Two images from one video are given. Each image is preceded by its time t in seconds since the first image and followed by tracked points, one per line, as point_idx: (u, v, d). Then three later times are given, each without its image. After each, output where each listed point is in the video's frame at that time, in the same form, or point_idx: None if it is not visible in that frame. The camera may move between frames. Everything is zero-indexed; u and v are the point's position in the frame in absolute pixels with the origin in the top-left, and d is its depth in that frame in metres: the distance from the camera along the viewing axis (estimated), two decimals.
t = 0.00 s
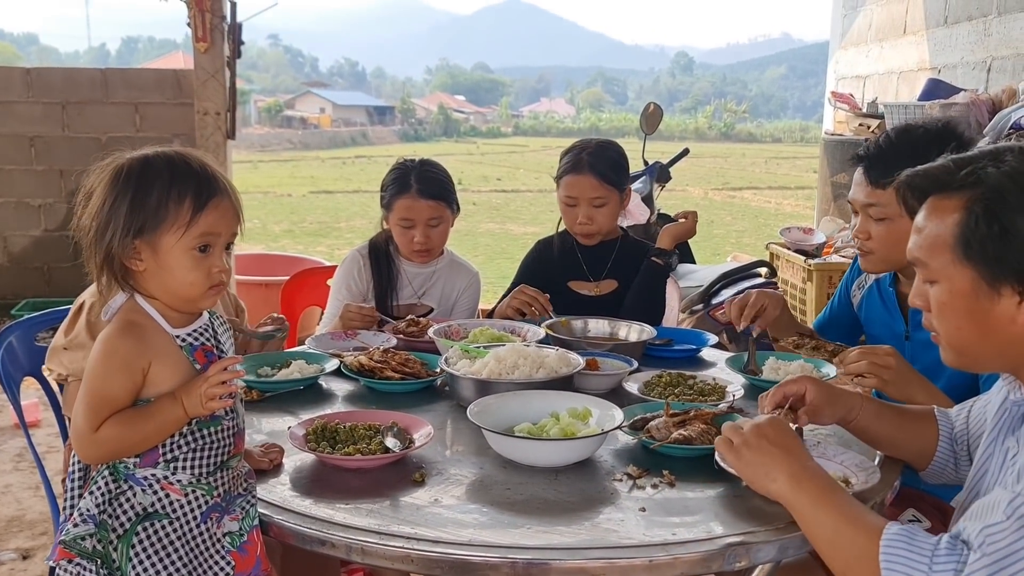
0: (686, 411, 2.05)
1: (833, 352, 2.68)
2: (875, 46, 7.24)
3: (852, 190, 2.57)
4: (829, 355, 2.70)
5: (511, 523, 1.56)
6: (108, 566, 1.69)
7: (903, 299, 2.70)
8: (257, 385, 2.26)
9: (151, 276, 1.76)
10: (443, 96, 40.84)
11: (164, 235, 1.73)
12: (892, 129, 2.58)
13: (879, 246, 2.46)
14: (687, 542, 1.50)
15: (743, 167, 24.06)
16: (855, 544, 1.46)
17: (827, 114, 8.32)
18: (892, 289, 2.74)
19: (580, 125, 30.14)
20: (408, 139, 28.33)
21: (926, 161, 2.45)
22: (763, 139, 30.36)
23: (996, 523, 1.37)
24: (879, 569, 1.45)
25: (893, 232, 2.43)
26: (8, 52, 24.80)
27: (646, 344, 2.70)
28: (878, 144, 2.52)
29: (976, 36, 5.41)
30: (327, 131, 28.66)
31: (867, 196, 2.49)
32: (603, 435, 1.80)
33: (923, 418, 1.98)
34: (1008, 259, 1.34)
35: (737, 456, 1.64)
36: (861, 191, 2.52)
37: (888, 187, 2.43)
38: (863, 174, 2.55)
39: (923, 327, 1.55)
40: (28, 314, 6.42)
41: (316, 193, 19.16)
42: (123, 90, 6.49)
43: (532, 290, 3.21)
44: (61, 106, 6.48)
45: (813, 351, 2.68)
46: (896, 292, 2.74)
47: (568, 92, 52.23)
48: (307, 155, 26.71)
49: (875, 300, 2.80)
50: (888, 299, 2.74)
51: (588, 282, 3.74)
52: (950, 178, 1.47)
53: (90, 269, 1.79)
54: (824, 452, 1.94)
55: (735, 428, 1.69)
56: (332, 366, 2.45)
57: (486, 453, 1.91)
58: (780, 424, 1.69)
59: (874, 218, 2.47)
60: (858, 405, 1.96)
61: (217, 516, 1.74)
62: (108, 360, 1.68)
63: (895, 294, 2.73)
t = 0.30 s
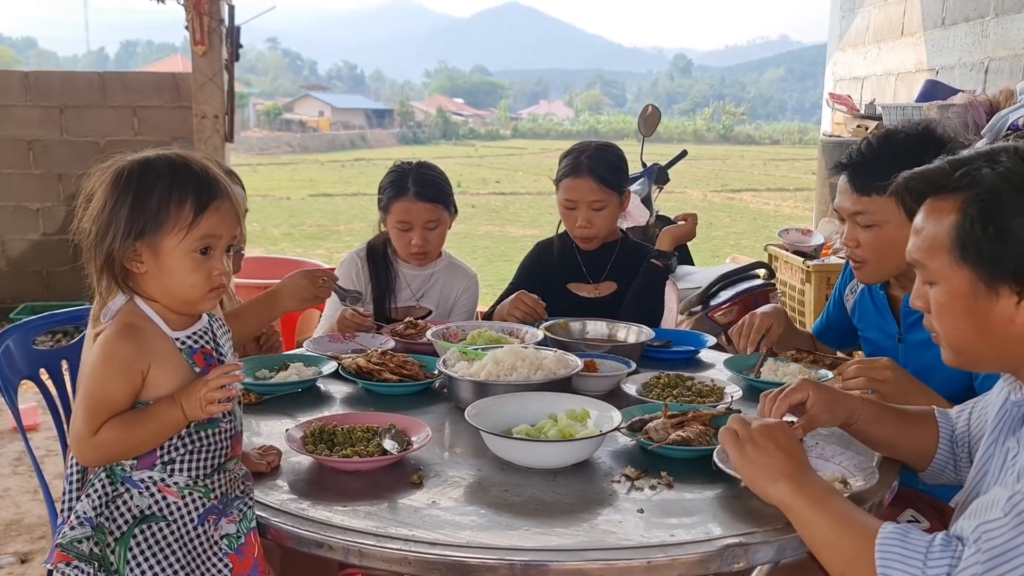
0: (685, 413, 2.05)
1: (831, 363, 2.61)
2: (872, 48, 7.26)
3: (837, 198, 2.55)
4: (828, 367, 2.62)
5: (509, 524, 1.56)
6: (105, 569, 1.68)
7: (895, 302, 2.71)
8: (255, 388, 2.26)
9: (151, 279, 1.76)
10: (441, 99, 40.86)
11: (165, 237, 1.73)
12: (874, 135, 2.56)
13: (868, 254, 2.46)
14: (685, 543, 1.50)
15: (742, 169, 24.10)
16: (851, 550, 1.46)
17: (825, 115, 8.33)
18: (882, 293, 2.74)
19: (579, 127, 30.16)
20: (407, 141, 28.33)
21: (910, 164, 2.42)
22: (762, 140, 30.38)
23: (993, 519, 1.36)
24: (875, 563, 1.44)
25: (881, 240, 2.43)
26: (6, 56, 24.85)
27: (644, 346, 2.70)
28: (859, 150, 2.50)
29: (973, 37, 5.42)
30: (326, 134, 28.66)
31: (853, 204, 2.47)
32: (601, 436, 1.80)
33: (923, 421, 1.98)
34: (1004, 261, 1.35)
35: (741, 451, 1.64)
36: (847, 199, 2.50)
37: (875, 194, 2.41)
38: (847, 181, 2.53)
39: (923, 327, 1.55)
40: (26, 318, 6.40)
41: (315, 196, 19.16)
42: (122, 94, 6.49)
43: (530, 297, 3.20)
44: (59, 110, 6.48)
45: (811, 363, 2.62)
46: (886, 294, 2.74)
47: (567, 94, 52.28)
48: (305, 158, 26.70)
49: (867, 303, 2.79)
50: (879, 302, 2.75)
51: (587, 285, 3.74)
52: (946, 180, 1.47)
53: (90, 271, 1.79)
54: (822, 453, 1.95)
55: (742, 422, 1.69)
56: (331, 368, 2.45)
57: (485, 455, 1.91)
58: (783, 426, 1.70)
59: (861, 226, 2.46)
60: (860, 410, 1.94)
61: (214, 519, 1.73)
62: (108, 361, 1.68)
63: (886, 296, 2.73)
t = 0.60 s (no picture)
0: (685, 417, 2.05)
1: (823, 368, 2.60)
2: (870, 53, 7.28)
3: (829, 207, 2.56)
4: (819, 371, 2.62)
5: (510, 529, 1.56)
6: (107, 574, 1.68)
7: (890, 307, 2.71)
8: (256, 394, 2.26)
9: (156, 285, 1.77)
10: (440, 104, 40.92)
11: (169, 243, 1.73)
12: (865, 141, 2.56)
13: (862, 260, 2.47)
14: (686, 548, 1.50)
15: (741, 173, 24.13)
16: (847, 555, 1.46)
17: (823, 119, 8.35)
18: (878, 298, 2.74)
19: (578, 132, 30.21)
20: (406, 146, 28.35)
21: (903, 170, 2.42)
22: (760, 145, 30.43)
23: (987, 524, 1.35)
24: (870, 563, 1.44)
25: (874, 248, 2.44)
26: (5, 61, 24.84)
27: (644, 351, 2.71)
28: (851, 158, 2.50)
29: (971, 41, 5.43)
30: (325, 140, 28.70)
31: (845, 212, 2.48)
32: (602, 441, 1.80)
33: (922, 426, 1.98)
34: (1006, 261, 1.35)
35: (736, 457, 1.63)
36: (839, 207, 2.50)
37: (868, 202, 2.41)
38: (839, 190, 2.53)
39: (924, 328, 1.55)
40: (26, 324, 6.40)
41: (314, 202, 19.17)
42: (121, 100, 6.49)
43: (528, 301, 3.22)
44: (58, 116, 6.49)
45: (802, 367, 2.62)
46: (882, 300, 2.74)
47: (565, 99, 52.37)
48: (304, 163, 26.72)
49: (865, 308, 2.79)
50: (875, 307, 2.75)
51: (587, 290, 3.77)
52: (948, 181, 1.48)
53: (95, 277, 1.79)
54: (822, 456, 1.96)
55: (738, 428, 1.68)
56: (331, 374, 2.45)
57: (486, 460, 1.91)
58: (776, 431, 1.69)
59: (854, 234, 2.47)
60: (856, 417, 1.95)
61: (217, 525, 1.74)
62: (112, 368, 1.68)
63: (882, 302, 2.73)
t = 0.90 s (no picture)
0: (688, 420, 2.06)
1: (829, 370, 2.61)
2: (869, 55, 7.30)
3: (829, 211, 2.57)
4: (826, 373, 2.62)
5: (515, 531, 1.57)
6: None
7: (890, 310, 2.72)
8: (261, 398, 2.27)
9: (163, 288, 1.78)
10: (439, 107, 40.94)
11: (177, 247, 1.74)
12: (864, 146, 2.57)
13: (863, 265, 2.48)
14: (690, 549, 1.51)
15: (741, 175, 24.16)
16: (849, 561, 1.47)
17: (822, 122, 8.37)
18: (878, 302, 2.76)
19: (576, 135, 30.25)
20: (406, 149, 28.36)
21: (902, 174, 2.43)
22: (759, 147, 30.40)
23: (986, 528, 1.36)
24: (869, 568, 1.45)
25: (875, 252, 2.45)
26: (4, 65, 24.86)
27: (646, 353, 2.71)
28: (851, 162, 2.52)
29: (969, 44, 5.45)
30: (324, 143, 28.72)
31: (845, 217, 2.49)
32: (605, 444, 1.81)
33: (924, 427, 1.99)
34: (1007, 263, 1.36)
35: (741, 460, 1.64)
36: (839, 212, 2.51)
37: (868, 206, 2.43)
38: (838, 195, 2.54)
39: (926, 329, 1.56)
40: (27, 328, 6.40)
41: (313, 205, 19.19)
42: (122, 104, 6.50)
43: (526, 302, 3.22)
44: (59, 120, 6.50)
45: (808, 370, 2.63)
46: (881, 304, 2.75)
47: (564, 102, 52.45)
48: (303, 166, 26.73)
49: (865, 311, 2.80)
50: (874, 310, 2.76)
51: (589, 294, 3.75)
52: (950, 183, 1.49)
53: (103, 282, 1.80)
54: (824, 458, 1.98)
55: (743, 430, 1.69)
56: (334, 378, 2.46)
57: (490, 463, 1.92)
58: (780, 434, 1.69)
59: (855, 239, 2.48)
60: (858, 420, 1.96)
61: (225, 529, 1.74)
62: (122, 372, 1.69)
63: (881, 306, 2.74)
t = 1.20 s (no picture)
0: (687, 420, 2.07)
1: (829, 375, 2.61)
2: (868, 56, 7.31)
3: (829, 211, 2.58)
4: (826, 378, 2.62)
5: (515, 531, 1.58)
6: None
7: (889, 312, 2.73)
8: (261, 398, 2.27)
9: (165, 288, 1.78)
10: (438, 108, 40.92)
11: (179, 247, 1.75)
12: (864, 147, 2.58)
13: (864, 266, 2.48)
14: (690, 548, 1.51)
15: (739, 176, 24.19)
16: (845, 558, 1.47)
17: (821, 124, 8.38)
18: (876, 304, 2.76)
19: (575, 136, 30.27)
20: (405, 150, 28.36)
21: (900, 174, 2.44)
22: (758, 148, 30.35)
23: (982, 525, 1.36)
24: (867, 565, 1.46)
25: (875, 253, 2.46)
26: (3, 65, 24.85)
27: (646, 354, 2.72)
28: (852, 162, 2.53)
29: (968, 45, 5.46)
30: (323, 144, 28.71)
31: (846, 217, 2.50)
32: (605, 444, 1.82)
33: (923, 428, 1.99)
34: (1005, 262, 1.37)
35: (732, 463, 1.64)
36: (840, 212, 2.52)
37: (869, 206, 2.44)
38: (839, 195, 2.55)
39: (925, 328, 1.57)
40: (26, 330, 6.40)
41: (313, 206, 19.19)
42: (122, 106, 6.51)
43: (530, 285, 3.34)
44: (59, 122, 6.50)
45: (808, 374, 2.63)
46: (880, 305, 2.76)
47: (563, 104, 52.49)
48: (302, 167, 26.72)
49: (863, 312, 2.81)
50: (873, 312, 2.76)
51: (590, 295, 3.74)
52: (949, 183, 1.49)
53: (105, 281, 1.80)
54: (823, 458, 1.98)
55: (732, 433, 1.69)
56: (334, 378, 2.46)
57: (490, 462, 1.93)
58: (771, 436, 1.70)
59: (855, 240, 2.49)
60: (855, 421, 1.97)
61: (226, 528, 1.75)
62: (124, 371, 1.70)
63: (880, 307, 2.75)
